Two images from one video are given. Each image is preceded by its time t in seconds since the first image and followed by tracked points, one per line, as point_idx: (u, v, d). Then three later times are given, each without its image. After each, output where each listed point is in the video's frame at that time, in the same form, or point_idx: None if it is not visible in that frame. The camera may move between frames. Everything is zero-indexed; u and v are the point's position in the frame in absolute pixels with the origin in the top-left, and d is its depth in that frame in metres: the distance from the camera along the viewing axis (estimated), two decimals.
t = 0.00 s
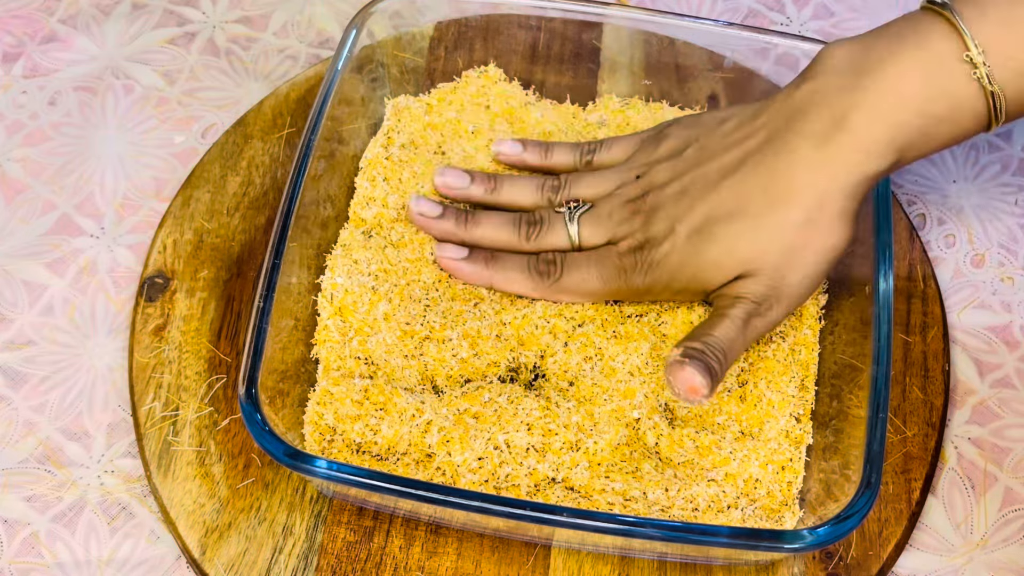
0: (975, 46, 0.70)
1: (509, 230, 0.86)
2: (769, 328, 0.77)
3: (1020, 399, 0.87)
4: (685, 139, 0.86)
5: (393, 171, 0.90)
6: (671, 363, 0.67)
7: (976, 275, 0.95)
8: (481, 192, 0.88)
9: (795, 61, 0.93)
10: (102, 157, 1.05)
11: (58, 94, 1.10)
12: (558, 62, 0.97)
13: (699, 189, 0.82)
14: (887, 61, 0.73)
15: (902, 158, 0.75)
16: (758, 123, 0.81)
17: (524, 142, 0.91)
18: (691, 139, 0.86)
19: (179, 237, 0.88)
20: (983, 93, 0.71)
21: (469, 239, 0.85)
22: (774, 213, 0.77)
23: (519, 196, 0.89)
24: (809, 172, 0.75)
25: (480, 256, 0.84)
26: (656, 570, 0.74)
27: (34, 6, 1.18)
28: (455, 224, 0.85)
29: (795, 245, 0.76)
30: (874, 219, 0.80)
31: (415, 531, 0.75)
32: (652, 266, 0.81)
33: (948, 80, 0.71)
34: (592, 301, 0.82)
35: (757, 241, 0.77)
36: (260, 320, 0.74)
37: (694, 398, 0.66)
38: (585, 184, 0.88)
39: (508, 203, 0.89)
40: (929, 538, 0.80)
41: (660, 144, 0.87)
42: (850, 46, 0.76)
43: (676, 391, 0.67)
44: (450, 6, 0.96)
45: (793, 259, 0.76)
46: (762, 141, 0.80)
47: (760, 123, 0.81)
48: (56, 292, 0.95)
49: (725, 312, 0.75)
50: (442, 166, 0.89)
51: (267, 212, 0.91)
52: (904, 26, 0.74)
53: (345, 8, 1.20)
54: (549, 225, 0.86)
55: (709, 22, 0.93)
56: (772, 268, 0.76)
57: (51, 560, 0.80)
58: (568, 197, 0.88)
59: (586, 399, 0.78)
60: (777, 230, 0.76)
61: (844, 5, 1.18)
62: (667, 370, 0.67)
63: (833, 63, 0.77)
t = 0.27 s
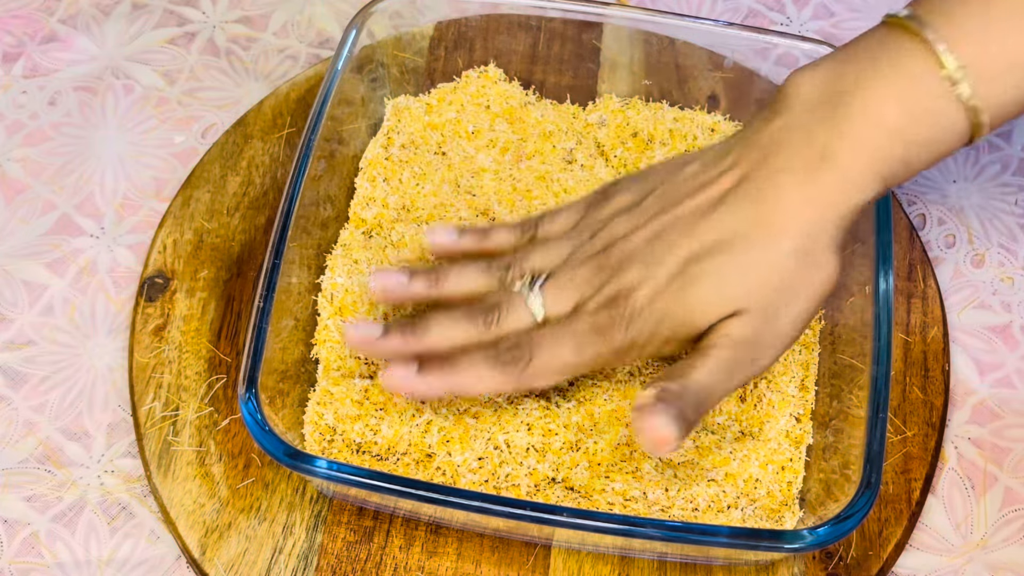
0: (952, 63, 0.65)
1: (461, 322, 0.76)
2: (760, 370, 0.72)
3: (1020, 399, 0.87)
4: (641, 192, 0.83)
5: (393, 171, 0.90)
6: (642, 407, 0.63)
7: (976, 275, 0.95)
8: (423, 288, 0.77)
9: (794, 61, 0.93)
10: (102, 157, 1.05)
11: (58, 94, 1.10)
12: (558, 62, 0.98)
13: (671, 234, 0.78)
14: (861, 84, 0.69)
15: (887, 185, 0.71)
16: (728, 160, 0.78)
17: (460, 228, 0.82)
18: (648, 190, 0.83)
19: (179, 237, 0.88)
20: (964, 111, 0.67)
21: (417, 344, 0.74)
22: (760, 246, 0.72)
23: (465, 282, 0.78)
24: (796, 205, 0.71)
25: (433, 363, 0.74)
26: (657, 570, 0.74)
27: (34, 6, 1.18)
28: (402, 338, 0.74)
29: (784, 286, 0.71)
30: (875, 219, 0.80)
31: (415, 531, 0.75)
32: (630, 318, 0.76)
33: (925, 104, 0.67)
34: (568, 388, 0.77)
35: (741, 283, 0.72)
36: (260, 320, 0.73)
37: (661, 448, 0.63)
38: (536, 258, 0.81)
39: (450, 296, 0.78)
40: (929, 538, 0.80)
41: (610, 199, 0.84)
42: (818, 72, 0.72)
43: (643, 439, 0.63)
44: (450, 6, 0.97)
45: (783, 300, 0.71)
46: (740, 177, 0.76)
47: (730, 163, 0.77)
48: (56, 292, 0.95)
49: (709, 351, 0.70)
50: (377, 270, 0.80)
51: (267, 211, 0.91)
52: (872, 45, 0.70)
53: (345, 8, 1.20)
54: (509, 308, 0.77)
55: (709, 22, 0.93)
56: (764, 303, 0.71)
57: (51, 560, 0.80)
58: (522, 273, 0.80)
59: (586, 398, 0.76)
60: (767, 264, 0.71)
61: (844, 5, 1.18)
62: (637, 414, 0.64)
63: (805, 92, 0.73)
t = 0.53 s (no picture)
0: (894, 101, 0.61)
1: (449, 397, 0.74)
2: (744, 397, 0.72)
3: (1020, 399, 0.87)
4: (608, 237, 0.79)
5: (393, 170, 0.90)
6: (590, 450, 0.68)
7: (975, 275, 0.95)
8: (408, 354, 0.76)
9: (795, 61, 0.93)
10: (102, 157, 1.05)
11: (58, 94, 1.10)
12: (558, 62, 0.98)
13: (642, 281, 0.74)
14: (801, 128, 0.65)
15: (846, 215, 0.68)
16: (688, 203, 0.74)
17: (430, 273, 0.80)
18: (613, 232, 0.78)
19: (179, 237, 0.88)
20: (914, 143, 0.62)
21: (411, 416, 0.72)
22: (728, 290, 0.69)
23: (449, 344, 0.77)
24: (761, 248, 0.68)
25: (432, 440, 0.71)
26: (657, 570, 0.74)
27: (34, 6, 1.18)
28: (394, 414, 0.72)
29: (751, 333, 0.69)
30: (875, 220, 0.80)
31: (415, 531, 0.75)
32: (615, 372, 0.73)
33: (872, 139, 0.63)
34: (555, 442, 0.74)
35: (717, 327, 0.69)
36: (260, 320, 0.73)
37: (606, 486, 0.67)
38: (513, 311, 0.79)
39: (437, 357, 0.77)
40: (929, 538, 0.80)
41: (580, 245, 0.80)
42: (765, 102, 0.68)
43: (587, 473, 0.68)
44: (450, 6, 0.97)
45: (754, 345, 0.69)
46: (704, 219, 0.71)
47: (694, 203, 0.73)
48: (56, 292, 0.95)
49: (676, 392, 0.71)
50: (360, 338, 0.78)
51: (267, 211, 0.91)
52: (813, 74, 0.65)
53: (345, 8, 1.20)
54: (494, 368, 0.75)
55: (709, 22, 0.93)
56: (738, 347, 0.69)
57: (51, 560, 0.80)
58: (501, 329, 0.78)
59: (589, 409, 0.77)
60: (743, 308, 0.68)
61: (844, 5, 1.18)
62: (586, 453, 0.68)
63: (748, 127, 0.69)
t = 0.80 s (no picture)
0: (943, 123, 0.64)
1: (515, 437, 0.73)
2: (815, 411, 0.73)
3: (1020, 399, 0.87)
4: (655, 258, 0.80)
5: (393, 171, 0.90)
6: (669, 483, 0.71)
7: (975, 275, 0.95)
8: (469, 400, 0.75)
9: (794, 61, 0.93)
10: (102, 157, 1.05)
11: (58, 94, 1.10)
12: (558, 62, 0.98)
13: (696, 304, 0.76)
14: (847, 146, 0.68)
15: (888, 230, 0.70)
16: (735, 223, 0.76)
17: (483, 314, 0.80)
18: (664, 255, 0.80)
19: (179, 237, 0.88)
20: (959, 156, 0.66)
21: (480, 459, 0.72)
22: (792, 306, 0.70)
23: (509, 386, 0.76)
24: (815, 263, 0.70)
25: (502, 478, 0.71)
26: (657, 570, 0.74)
27: (34, 6, 1.18)
28: (463, 459, 0.71)
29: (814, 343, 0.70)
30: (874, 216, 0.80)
31: (415, 531, 0.75)
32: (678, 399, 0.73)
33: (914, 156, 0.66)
34: (629, 465, 0.73)
35: (780, 343, 0.70)
36: (260, 320, 0.73)
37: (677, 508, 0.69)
38: (569, 344, 0.79)
39: (497, 399, 0.76)
40: (929, 538, 0.80)
41: (627, 268, 0.81)
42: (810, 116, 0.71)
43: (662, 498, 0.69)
44: (450, 6, 0.97)
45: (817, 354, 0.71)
46: (750, 241, 0.74)
47: (740, 224, 0.76)
48: (56, 292, 0.95)
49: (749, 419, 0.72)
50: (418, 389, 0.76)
51: (267, 212, 0.91)
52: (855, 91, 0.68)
53: (345, 8, 1.20)
54: (557, 406, 0.75)
55: (709, 22, 0.93)
56: (803, 360, 0.70)
57: (51, 559, 0.80)
58: (559, 363, 0.78)
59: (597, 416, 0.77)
60: (802, 323, 0.70)
61: (844, 5, 1.18)
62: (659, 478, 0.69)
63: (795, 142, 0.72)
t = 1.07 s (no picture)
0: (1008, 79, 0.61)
1: (608, 432, 0.72)
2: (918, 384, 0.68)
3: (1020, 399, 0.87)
4: (733, 241, 0.79)
5: (393, 170, 0.90)
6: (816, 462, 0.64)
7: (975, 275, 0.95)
8: (559, 399, 0.74)
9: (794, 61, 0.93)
10: (102, 157, 1.05)
11: (58, 94, 1.10)
12: (558, 62, 0.98)
13: (777, 279, 0.73)
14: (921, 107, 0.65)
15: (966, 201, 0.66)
16: (809, 198, 0.74)
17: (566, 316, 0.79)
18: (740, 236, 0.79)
19: (179, 237, 0.88)
20: None
21: (574, 456, 0.71)
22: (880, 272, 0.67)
23: (598, 382, 0.75)
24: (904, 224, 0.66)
25: (597, 473, 0.70)
26: (657, 570, 0.74)
27: (34, 6, 1.18)
28: (558, 457, 0.70)
29: (910, 306, 0.66)
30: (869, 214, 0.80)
31: (415, 531, 0.75)
32: (765, 379, 0.71)
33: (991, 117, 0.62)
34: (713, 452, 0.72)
35: (872, 306, 0.67)
36: (260, 320, 0.73)
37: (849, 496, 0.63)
38: (654, 335, 0.77)
39: (587, 396, 0.75)
40: (929, 538, 0.80)
41: (705, 254, 0.80)
42: (880, 83, 0.68)
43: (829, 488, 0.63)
44: (450, 7, 0.97)
45: (916, 317, 0.66)
46: (829, 212, 0.71)
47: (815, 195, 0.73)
48: (56, 292, 0.95)
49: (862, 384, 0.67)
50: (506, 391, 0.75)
51: (267, 212, 0.91)
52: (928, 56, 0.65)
53: (345, 8, 1.20)
54: (646, 398, 0.74)
55: (709, 22, 0.93)
56: (901, 323, 0.66)
57: (51, 560, 0.80)
58: (645, 356, 0.77)
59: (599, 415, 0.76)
60: (893, 288, 0.66)
61: (844, 6, 1.18)
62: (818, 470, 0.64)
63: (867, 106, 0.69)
